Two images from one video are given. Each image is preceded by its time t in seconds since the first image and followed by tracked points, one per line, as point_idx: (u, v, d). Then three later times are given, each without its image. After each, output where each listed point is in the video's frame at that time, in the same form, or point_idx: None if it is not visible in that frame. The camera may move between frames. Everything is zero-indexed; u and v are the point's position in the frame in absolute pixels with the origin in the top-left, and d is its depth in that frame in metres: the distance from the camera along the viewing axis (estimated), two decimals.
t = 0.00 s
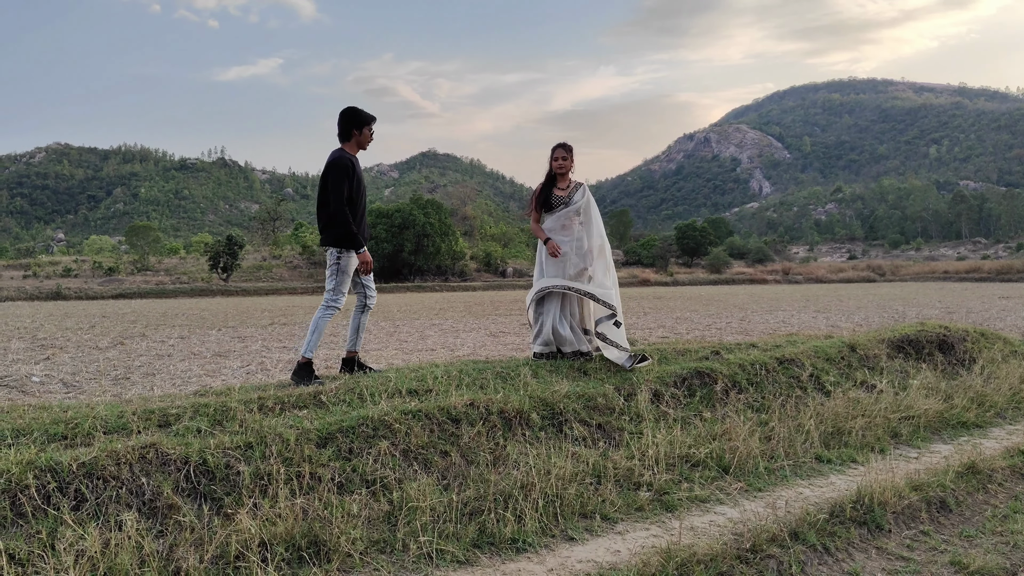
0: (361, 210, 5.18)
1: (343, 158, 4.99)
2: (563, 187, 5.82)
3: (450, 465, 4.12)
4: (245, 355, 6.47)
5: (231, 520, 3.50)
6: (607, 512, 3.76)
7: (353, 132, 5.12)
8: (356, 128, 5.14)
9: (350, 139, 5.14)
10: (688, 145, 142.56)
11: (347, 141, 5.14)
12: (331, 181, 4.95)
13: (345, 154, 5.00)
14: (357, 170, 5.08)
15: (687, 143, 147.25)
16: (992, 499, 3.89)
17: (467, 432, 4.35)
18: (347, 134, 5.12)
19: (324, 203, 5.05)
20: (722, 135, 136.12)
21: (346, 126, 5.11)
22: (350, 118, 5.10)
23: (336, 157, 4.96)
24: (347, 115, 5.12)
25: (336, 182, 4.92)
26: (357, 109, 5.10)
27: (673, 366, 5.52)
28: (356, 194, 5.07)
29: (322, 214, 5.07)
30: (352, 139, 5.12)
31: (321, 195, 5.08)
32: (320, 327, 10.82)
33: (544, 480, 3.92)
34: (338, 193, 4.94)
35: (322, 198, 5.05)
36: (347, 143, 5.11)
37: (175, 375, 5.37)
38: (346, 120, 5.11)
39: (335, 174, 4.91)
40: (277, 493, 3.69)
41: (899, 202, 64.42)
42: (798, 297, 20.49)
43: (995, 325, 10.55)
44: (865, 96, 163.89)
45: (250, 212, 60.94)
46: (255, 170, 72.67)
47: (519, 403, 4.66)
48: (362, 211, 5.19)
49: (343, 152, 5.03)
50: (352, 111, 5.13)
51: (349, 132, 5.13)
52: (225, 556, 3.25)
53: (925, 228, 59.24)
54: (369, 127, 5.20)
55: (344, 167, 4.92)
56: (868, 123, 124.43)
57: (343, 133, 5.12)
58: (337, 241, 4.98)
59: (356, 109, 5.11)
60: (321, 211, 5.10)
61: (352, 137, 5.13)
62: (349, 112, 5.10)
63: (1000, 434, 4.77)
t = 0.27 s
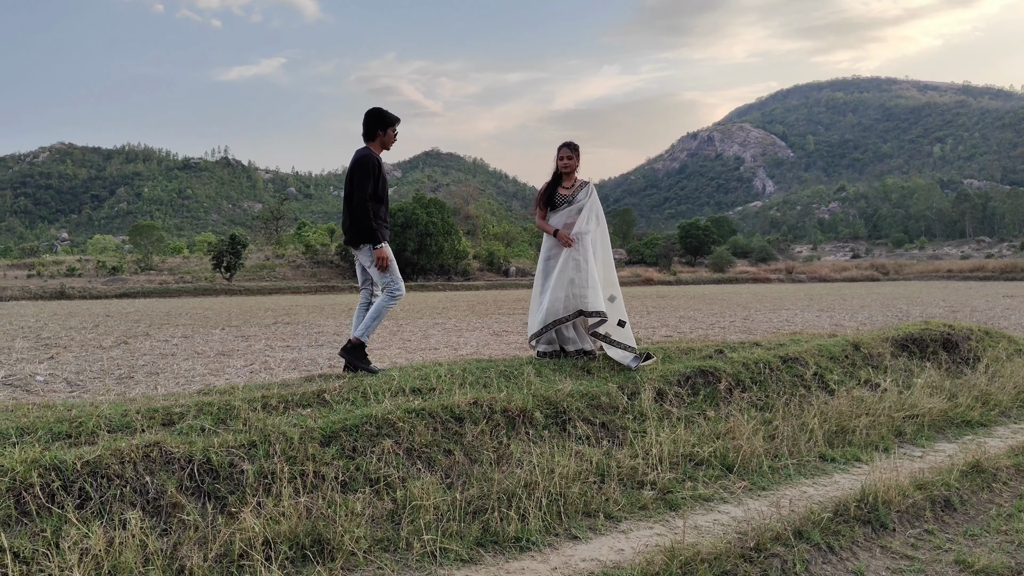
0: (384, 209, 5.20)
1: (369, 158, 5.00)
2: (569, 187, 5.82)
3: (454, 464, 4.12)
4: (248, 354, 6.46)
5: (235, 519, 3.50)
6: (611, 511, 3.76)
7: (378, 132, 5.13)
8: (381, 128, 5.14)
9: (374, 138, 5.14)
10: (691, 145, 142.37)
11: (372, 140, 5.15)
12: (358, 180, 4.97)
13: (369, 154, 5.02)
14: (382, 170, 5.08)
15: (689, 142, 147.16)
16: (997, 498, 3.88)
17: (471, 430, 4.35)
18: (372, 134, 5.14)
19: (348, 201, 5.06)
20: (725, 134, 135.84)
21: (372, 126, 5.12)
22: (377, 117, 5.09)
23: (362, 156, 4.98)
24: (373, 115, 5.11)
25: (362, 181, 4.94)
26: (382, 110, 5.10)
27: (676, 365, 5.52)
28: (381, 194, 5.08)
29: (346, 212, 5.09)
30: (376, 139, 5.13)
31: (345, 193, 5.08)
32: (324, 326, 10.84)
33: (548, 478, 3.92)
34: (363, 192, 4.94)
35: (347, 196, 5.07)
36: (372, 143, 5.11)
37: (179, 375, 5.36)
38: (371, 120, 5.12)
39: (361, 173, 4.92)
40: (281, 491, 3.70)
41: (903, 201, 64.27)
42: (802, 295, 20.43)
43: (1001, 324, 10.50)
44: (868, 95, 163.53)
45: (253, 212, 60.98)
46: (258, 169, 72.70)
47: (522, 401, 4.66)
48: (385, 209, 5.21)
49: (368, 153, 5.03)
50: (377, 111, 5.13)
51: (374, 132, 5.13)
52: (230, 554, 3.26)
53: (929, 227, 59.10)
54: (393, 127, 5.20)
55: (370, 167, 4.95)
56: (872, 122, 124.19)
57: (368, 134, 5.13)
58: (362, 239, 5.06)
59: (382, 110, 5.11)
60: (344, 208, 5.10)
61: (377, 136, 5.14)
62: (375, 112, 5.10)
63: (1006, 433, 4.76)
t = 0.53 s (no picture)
0: (409, 213, 5.23)
1: (398, 161, 5.05)
2: (571, 187, 5.83)
3: (456, 464, 4.12)
4: (250, 354, 6.47)
5: (237, 519, 3.51)
6: (612, 511, 3.76)
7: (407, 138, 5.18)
8: (409, 134, 5.20)
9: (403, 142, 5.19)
10: (692, 144, 142.22)
11: (400, 145, 5.21)
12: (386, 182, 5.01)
13: (399, 158, 5.07)
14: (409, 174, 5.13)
15: (690, 141, 147.01)
16: (999, 499, 3.88)
17: (473, 430, 4.35)
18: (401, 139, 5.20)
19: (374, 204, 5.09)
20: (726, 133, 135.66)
21: (401, 130, 5.17)
22: (408, 123, 5.15)
23: (393, 159, 5.04)
24: (403, 120, 5.17)
25: (391, 184, 4.99)
26: (412, 116, 5.16)
27: (678, 365, 5.52)
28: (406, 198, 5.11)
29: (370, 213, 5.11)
30: (406, 143, 5.19)
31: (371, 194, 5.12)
32: (326, 327, 10.85)
33: (550, 478, 3.93)
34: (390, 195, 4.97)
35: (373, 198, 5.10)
36: (401, 146, 5.16)
37: (181, 375, 5.37)
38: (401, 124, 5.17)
39: (389, 176, 4.97)
40: (283, 492, 3.70)
41: (904, 201, 64.16)
42: (804, 296, 20.40)
43: (1004, 324, 10.46)
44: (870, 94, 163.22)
45: (254, 212, 61.03)
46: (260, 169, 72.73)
47: (524, 401, 4.67)
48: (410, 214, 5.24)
49: (397, 156, 5.09)
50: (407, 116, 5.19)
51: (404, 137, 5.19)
52: (232, 554, 3.26)
53: (931, 227, 58.99)
54: (422, 132, 5.24)
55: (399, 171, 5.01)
56: (873, 121, 124.02)
57: (397, 138, 5.19)
58: (383, 242, 5.07)
59: (413, 116, 5.16)
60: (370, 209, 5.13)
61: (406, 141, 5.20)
62: (406, 118, 5.16)
63: (1009, 433, 4.75)
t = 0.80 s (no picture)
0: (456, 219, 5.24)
1: (442, 168, 5.05)
2: (571, 189, 5.82)
3: (455, 466, 4.13)
4: (251, 356, 6.48)
5: (237, 521, 3.51)
6: (612, 512, 3.76)
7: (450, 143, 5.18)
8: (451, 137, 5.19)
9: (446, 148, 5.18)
10: (692, 144, 142.22)
11: (443, 150, 5.20)
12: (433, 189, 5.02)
13: (444, 166, 5.07)
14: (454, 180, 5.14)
15: (691, 141, 146.99)
16: (998, 499, 3.88)
17: (472, 432, 4.35)
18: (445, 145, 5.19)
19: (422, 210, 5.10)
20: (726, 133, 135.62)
21: (445, 137, 5.16)
22: (452, 129, 5.13)
23: (437, 166, 5.04)
24: (447, 126, 5.16)
25: (439, 192, 5.01)
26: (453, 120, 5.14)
27: (677, 366, 5.53)
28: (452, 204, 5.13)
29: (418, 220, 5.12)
30: (448, 148, 5.19)
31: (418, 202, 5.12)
32: (326, 328, 10.86)
33: (549, 480, 3.93)
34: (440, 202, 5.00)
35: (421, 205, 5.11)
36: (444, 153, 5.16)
37: (181, 377, 5.38)
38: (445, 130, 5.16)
39: (436, 184, 4.99)
40: (283, 493, 3.71)
41: (905, 202, 64.15)
42: (803, 297, 20.40)
43: (1003, 326, 10.45)
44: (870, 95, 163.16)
45: (254, 213, 61.10)
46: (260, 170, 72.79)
47: (524, 403, 4.67)
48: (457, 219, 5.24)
49: (441, 162, 5.08)
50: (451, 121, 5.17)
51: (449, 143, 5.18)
52: (232, 556, 3.27)
53: (931, 227, 58.97)
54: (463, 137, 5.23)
55: (445, 179, 5.01)
56: (874, 121, 124.03)
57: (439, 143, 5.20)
58: (431, 247, 5.10)
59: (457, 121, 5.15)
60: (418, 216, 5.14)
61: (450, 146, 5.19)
62: (447, 123, 5.16)
63: (1009, 434, 4.75)
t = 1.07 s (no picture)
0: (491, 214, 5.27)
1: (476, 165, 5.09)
2: (568, 190, 5.83)
3: (453, 467, 4.13)
4: (248, 357, 6.47)
5: (234, 522, 3.51)
6: (609, 513, 3.77)
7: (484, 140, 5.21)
8: (488, 134, 5.20)
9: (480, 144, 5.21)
10: (691, 146, 142.34)
11: (478, 146, 5.22)
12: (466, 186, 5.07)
13: (476, 162, 5.11)
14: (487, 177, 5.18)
15: (689, 142, 147.14)
16: (995, 500, 3.89)
17: (470, 433, 4.35)
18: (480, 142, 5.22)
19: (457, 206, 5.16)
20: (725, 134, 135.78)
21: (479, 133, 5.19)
22: (486, 125, 5.16)
23: (471, 164, 5.08)
24: (482, 122, 5.18)
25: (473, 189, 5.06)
26: (490, 116, 5.15)
27: (675, 367, 5.53)
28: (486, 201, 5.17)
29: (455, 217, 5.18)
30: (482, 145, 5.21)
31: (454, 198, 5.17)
32: (324, 330, 10.87)
33: (546, 481, 3.93)
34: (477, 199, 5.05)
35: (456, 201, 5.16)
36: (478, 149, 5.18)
37: (178, 378, 5.37)
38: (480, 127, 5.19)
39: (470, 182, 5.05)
40: (280, 495, 3.71)
41: (903, 202, 64.23)
42: (801, 298, 20.43)
43: (998, 326, 10.48)
44: (869, 96, 163.38)
45: (252, 215, 61.11)
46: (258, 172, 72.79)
47: (521, 404, 4.68)
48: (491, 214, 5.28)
49: (475, 160, 5.12)
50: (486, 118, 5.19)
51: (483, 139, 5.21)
52: (229, 557, 3.27)
53: (929, 228, 59.03)
54: (501, 134, 5.25)
55: (477, 175, 5.06)
56: (872, 122, 124.24)
57: (475, 139, 5.22)
58: (469, 243, 5.16)
59: (492, 118, 5.16)
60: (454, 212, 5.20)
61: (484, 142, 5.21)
62: (483, 119, 5.17)
63: (1006, 434, 4.76)
